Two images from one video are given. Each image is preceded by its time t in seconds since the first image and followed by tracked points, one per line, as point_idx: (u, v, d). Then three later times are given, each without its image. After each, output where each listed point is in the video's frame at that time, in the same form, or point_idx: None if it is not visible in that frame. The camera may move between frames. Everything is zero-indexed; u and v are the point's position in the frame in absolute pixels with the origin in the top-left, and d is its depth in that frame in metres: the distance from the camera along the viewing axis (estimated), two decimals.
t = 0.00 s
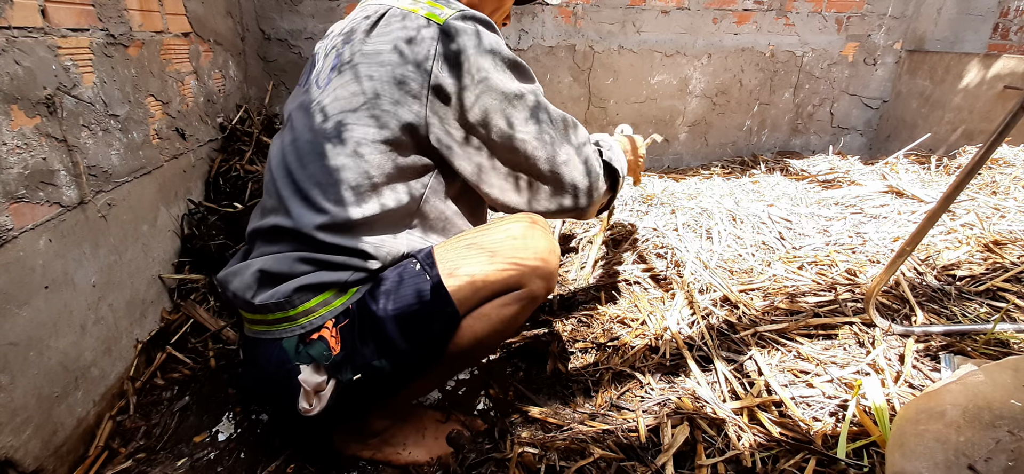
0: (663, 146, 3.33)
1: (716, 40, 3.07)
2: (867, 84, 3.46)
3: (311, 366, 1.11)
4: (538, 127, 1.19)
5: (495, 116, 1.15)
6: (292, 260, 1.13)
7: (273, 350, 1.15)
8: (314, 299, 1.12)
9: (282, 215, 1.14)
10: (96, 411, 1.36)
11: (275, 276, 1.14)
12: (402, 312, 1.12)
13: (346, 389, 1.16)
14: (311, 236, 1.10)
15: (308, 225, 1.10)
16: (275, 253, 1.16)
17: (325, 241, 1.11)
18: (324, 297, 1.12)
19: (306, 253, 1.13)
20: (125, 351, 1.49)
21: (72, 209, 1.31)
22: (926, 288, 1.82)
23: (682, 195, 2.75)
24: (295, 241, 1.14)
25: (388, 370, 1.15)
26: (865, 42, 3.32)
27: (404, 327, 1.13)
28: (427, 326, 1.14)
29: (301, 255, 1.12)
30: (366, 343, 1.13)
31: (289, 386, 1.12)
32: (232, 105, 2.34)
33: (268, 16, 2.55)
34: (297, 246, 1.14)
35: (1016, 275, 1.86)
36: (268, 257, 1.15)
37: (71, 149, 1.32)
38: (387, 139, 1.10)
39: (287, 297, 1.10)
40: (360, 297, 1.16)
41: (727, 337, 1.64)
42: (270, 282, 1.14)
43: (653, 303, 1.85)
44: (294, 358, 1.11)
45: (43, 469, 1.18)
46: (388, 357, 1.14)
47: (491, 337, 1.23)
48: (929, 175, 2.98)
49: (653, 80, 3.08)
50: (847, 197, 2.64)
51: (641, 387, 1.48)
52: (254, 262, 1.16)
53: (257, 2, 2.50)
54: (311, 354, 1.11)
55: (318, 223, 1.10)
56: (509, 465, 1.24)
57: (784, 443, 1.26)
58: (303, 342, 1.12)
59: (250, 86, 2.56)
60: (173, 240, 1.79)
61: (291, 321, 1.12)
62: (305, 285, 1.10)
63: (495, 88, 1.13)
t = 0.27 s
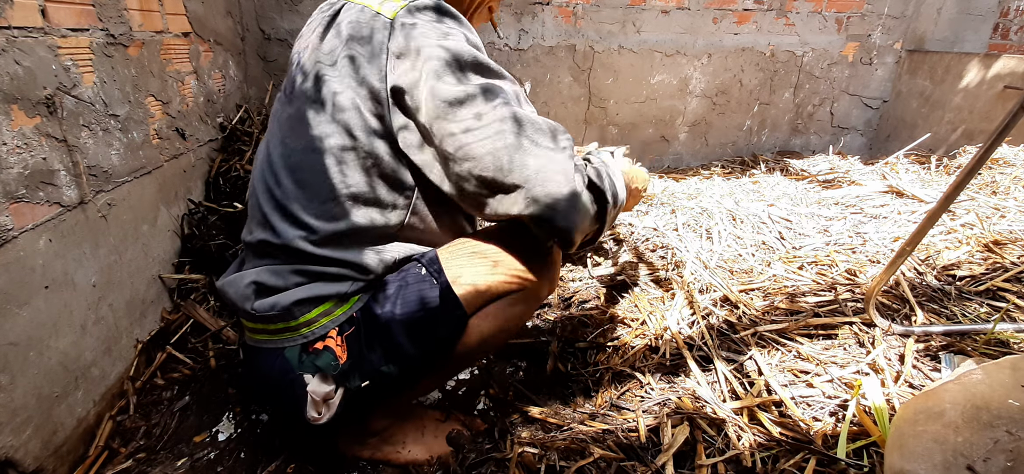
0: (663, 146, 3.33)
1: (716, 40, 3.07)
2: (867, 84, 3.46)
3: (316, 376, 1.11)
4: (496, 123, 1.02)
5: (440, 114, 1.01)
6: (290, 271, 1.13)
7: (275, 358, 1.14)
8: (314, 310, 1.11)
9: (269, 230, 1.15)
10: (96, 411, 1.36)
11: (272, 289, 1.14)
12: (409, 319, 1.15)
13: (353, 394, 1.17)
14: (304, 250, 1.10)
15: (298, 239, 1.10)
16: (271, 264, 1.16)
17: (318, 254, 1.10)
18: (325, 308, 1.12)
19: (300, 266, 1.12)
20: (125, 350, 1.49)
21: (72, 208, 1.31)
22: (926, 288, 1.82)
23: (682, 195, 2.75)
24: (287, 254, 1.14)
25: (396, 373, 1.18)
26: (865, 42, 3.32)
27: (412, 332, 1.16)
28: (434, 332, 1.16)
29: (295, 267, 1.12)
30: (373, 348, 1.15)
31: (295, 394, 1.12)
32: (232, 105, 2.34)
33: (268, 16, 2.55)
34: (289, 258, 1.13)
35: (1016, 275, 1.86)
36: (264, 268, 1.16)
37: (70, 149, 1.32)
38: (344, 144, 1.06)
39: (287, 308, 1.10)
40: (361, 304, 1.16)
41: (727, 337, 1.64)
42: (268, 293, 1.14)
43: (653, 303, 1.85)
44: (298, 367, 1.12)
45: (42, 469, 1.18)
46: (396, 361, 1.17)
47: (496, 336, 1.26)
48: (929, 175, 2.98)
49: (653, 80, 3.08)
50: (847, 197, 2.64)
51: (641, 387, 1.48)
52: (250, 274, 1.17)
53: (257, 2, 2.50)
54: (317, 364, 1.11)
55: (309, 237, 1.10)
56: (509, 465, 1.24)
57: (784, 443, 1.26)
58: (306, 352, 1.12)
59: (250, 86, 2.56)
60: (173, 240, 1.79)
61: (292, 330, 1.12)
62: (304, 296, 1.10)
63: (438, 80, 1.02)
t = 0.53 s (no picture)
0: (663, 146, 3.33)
1: (716, 40, 3.07)
2: (867, 84, 3.46)
3: (316, 380, 1.11)
4: (422, 136, 0.86)
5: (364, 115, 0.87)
6: (287, 277, 1.10)
7: (275, 363, 1.15)
8: (312, 316, 1.11)
9: (258, 238, 1.12)
10: (96, 411, 1.36)
11: (267, 295, 1.11)
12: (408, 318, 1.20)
13: (353, 398, 1.20)
14: (298, 258, 1.07)
15: (288, 246, 1.07)
16: (265, 269, 1.13)
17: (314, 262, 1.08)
18: (322, 313, 1.12)
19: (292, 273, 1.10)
20: (125, 350, 1.49)
21: (72, 208, 1.31)
22: (926, 288, 1.82)
23: (682, 195, 2.75)
24: (279, 261, 1.10)
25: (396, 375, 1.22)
26: (865, 42, 3.32)
27: (412, 333, 1.20)
28: (433, 331, 1.21)
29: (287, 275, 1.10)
30: (373, 351, 1.18)
31: (295, 399, 1.13)
32: (232, 105, 2.34)
33: (268, 16, 2.56)
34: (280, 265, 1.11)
35: (1016, 275, 1.86)
36: (258, 274, 1.12)
37: (71, 149, 1.32)
38: (297, 151, 0.99)
39: (285, 314, 1.09)
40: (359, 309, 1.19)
41: (727, 337, 1.64)
42: (263, 300, 1.11)
43: (653, 303, 1.85)
44: (298, 372, 1.12)
45: (42, 469, 1.18)
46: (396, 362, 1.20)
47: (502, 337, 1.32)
48: (929, 175, 2.97)
49: (653, 80, 3.08)
50: (847, 197, 2.64)
51: (641, 387, 1.48)
52: (242, 279, 1.13)
53: (257, 2, 2.50)
54: (317, 369, 1.11)
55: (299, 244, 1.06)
56: (509, 465, 1.24)
57: (784, 443, 1.26)
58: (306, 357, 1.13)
59: (250, 86, 2.56)
60: (173, 240, 1.79)
61: (292, 335, 1.12)
62: (303, 303, 1.09)
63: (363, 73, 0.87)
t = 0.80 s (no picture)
0: (663, 146, 3.33)
1: (716, 40, 3.07)
2: (867, 84, 3.46)
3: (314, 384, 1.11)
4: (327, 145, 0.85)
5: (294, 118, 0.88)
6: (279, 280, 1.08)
7: (274, 367, 1.15)
8: (309, 320, 1.10)
9: (255, 237, 1.11)
10: (96, 411, 1.36)
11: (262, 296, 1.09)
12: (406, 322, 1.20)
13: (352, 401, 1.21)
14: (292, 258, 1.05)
15: (281, 244, 1.06)
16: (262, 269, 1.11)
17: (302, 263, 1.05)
18: (318, 318, 1.11)
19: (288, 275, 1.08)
20: (125, 350, 1.49)
21: (72, 208, 1.31)
22: (926, 288, 1.82)
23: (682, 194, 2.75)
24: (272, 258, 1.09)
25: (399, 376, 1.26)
26: (865, 42, 3.32)
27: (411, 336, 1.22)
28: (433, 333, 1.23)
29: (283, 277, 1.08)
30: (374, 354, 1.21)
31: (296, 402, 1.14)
32: (232, 105, 2.34)
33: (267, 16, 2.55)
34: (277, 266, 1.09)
35: (1016, 275, 1.86)
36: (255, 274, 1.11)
37: (70, 149, 1.32)
38: (275, 149, 1.02)
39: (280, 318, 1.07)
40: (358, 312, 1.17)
41: (727, 337, 1.64)
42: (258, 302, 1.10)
43: (653, 303, 1.85)
44: (297, 376, 1.12)
45: (43, 469, 1.18)
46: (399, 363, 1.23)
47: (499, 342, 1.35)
48: (929, 175, 2.97)
49: (653, 80, 3.08)
50: (847, 197, 2.64)
51: (641, 387, 1.48)
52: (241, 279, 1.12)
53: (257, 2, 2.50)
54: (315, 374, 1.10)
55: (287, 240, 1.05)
56: (509, 465, 1.24)
57: (784, 443, 1.26)
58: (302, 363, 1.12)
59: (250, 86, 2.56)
60: (173, 240, 1.79)
61: (288, 340, 1.11)
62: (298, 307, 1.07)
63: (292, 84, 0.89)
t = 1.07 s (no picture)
0: (663, 146, 3.33)
1: (716, 40, 3.07)
2: (867, 84, 3.46)
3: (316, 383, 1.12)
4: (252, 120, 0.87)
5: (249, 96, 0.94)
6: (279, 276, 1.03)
7: (276, 366, 1.12)
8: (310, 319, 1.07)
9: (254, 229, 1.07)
10: (96, 411, 1.36)
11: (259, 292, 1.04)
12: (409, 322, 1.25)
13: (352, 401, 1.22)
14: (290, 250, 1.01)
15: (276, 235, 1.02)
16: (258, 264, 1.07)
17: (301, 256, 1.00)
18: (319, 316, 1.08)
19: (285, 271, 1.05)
20: (125, 350, 1.49)
21: (72, 208, 1.31)
22: (926, 288, 1.82)
23: (682, 195, 2.75)
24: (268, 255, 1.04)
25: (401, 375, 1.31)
26: (865, 42, 3.32)
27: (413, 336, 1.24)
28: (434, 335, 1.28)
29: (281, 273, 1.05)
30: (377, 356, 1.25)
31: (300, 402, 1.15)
32: (232, 105, 2.34)
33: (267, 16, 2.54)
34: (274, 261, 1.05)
35: (1016, 275, 1.86)
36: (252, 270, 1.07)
37: (71, 149, 1.32)
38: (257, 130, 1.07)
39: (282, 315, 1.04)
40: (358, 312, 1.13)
41: (727, 337, 1.64)
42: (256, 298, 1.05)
43: (653, 303, 1.85)
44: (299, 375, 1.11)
45: (43, 468, 1.18)
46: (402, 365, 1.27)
47: (496, 344, 1.38)
48: (929, 175, 2.97)
49: (653, 80, 3.07)
50: (847, 197, 2.64)
51: (641, 387, 1.48)
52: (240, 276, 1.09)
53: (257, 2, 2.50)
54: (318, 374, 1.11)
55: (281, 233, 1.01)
56: (509, 465, 1.24)
57: (785, 443, 1.26)
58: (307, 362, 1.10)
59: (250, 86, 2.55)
60: (174, 240, 1.79)
61: (294, 337, 1.08)
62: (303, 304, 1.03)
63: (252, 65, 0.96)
